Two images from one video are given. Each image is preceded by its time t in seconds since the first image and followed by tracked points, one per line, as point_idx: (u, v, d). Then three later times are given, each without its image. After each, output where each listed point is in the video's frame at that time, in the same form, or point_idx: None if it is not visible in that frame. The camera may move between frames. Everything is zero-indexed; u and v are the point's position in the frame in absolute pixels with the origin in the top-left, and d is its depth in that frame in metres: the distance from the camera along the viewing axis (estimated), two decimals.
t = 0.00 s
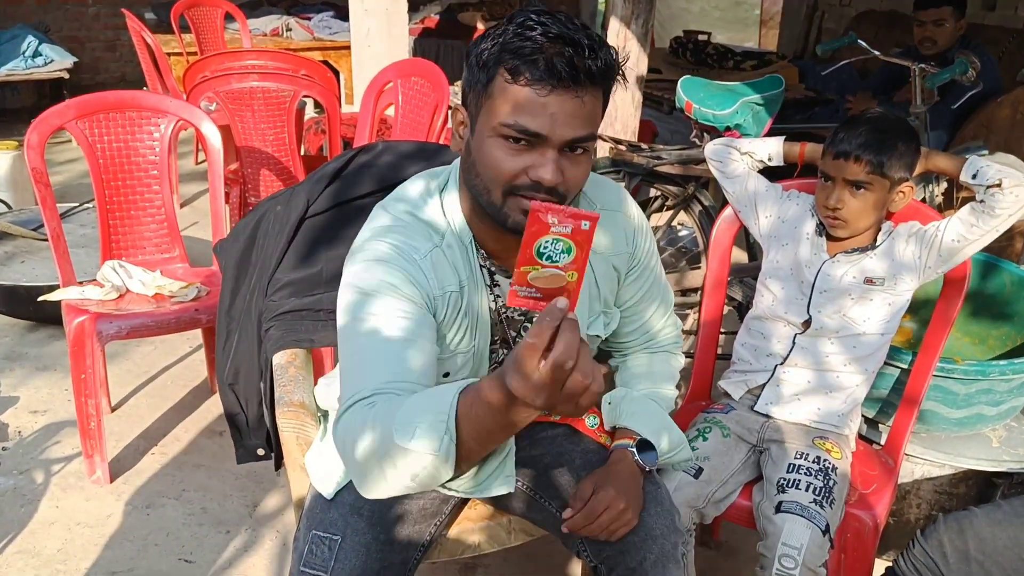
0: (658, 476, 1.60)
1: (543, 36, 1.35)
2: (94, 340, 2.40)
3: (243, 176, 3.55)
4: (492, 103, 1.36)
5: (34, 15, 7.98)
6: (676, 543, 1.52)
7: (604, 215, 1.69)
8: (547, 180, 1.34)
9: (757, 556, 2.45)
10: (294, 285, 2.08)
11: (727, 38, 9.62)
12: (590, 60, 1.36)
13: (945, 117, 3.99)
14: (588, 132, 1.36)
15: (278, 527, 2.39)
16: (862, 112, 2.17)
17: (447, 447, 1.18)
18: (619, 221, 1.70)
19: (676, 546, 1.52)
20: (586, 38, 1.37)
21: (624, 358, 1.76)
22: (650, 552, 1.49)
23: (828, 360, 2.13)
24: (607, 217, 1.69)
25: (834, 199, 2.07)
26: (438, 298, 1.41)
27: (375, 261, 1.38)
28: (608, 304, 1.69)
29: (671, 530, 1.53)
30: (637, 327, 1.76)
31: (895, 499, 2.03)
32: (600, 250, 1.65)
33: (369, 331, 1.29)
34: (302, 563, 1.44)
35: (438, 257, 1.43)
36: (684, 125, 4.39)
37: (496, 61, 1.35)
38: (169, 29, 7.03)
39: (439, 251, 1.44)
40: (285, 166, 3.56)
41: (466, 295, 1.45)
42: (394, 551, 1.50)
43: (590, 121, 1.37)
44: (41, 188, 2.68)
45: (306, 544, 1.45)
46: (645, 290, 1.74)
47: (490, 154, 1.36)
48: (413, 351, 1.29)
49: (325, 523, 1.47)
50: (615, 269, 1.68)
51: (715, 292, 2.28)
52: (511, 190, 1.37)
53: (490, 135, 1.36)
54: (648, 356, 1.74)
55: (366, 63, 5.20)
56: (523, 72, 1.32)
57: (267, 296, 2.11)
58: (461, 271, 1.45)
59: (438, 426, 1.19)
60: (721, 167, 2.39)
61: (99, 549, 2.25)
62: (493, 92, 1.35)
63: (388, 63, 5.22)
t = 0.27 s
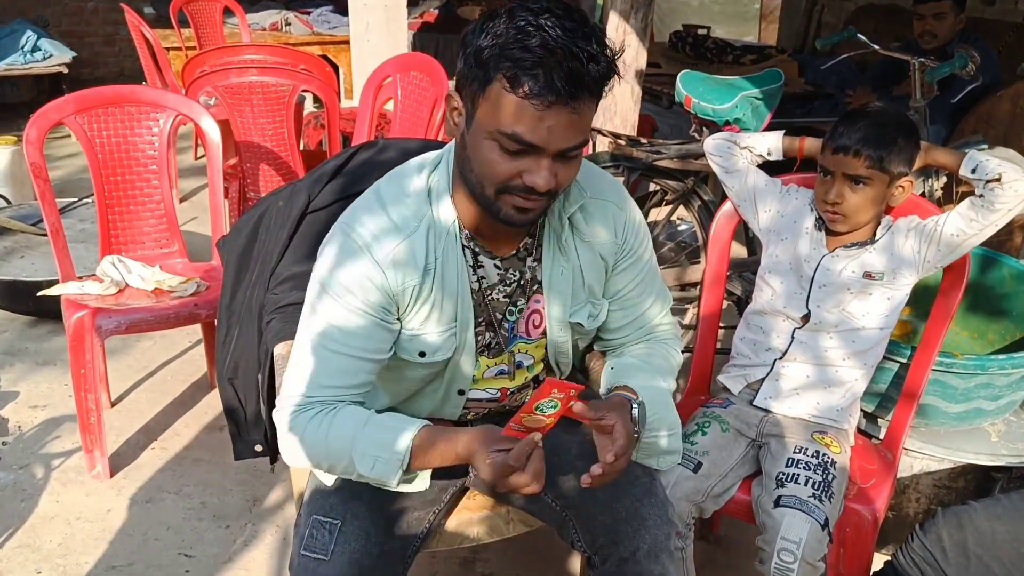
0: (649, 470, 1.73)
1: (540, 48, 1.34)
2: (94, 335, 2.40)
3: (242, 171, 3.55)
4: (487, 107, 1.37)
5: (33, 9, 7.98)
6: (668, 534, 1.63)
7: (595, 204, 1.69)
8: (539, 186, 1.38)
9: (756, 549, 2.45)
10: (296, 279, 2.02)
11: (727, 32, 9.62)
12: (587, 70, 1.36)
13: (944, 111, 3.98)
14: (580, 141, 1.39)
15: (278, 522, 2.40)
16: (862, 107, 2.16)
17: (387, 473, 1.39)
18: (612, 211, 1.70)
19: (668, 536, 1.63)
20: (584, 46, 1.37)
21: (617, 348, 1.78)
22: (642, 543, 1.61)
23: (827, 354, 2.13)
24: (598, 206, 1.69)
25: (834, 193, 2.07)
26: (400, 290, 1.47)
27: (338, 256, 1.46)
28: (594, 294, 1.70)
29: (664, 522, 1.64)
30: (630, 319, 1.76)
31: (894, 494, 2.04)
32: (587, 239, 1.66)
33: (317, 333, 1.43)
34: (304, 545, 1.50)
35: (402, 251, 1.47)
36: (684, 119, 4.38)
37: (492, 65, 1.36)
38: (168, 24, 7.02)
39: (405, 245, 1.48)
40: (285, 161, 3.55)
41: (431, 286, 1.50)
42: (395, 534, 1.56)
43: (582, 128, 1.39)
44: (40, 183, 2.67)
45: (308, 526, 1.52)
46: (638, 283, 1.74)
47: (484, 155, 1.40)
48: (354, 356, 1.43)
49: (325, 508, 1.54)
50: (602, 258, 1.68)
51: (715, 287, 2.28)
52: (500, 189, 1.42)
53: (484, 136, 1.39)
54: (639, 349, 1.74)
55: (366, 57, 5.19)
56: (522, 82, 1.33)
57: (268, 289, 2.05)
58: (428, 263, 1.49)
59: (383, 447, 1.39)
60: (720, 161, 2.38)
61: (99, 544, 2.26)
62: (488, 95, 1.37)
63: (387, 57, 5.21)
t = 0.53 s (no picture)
0: (637, 462, 1.76)
1: (555, 60, 1.35)
2: (94, 331, 2.40)
3: (243, 167, 3.55)
4: (498, 114, 1.39)
5: (32, 5, 7.96)
6: (654, 524, 1.65)
7: (584, 187, 1.74)
8: (542, 184, 1.42)
9: (757, 545, 2.46)
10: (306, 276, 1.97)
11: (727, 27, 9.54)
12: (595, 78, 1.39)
13: (945, 107, 3.98)
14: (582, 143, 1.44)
15: (279, 517, 2.40)
16: (863, 103, 2.16)
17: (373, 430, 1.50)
18: (599, 194, 1.75)
19: (653, 526, 1.65)
20: (589, 52, 1.39)
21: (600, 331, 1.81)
22: (628, 533, 1.63)
23: (827, 350, 2.14)
24: (587, 189, 1.74)
25: (834, 189, 2.07)
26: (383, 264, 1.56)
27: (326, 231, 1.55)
28: (578, 275, 1.74)
29: (650, 511, 1.66)
30: (613, 305, 1.80)
31: (894, 489, 2.04)
32: (572, 220, 1.71)
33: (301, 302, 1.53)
34: (300, 515, 1.61)
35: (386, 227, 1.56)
36: (685, 114, 4.38)
37: (503, 73, 1.37)
38: (168, 20, 7.01)
39: (390, 222, 1.56)
40: (285, 157, 3.55)
41: (413, 262, 1.59)
42: (389, 510, 1.65)
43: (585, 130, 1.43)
44: (40, 179, 2.67)
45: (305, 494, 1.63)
46: (623, 268, 1.78)
47: (491, 155, 1.43)
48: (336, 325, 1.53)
49: (322, 478, 1.65)
50: (587, 239, 1.73)
51: (714, 283, 2.28)
52: (503, 185, 1.46)
53: (491, 138, 1.41)
54: (620, 332, 1.77)
55: (366, 53, 5.19)
56: (536, 92, 1.35)
57: (278, 285, 2.00)
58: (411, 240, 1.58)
59: (365, 408, 1.49)
60: (721, 157, 2.37)
61: (100, 539, 2.26)
62: (498, 100, 1.38)
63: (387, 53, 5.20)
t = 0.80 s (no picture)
0: (619, 454, 1.78)
1: (611, 94, 1.46)
2: (94, 329, 2.40)
3: (243, 164, 3.55)
4: (554, 139, 1.50)
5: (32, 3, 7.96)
6: (635, 515, 1.66)
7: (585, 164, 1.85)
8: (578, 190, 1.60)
9: (756, 543, 2.46)
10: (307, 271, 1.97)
11: (727, 24, 9.37)
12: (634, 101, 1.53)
13: (945, 104, 3.97)
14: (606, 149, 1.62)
15: (279, 515, 2.40)
16: (863, 100, 2.16)
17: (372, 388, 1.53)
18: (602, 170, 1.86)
19: (634, 517, 1.65)
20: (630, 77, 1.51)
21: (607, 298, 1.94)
22: (609, 523, 1.63)
23: (827, 347, 2.14)
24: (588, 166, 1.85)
25: (834, 186, 2.07)
26: (396, 234, 1.62)
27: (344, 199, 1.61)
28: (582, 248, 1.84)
29: (630, 502, 1.67)
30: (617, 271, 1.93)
31: (894, 486, 2.05)
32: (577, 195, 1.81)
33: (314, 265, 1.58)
34: (302, 494, 1.64)
35: (402, 199, 1.62)
36: (685, 111, 4.37)
37: (566, 106, 1.46)
38: (168, 17, 7.01)
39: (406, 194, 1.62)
40: (285, 154, 3.55)
41: (424, 235, 1.65)
42: (389, 491, 1.67)
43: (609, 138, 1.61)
44: (40, 177, 2.67)
45: (306, 478, 1.66)
46: (624, 236, 1.91)
47: (543, 170, 1.55)
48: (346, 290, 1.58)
49: (321, 460, 1.69)
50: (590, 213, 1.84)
51: (715, 280, 2.28)
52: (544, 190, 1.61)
53: (542, 156, 1.53)
54: (627, 296, 1.89)
55: (366, 50, 5.18)
56: (597, 123, 1.47)
57: (279, 281, 2.00)
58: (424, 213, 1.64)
59: (369, 367, 1.53)
60: (721, 154, 2.37)
61: (101, 537, 2.26)
62: (557, 129, 1.48)
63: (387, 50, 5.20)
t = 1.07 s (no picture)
0: (622, 451, 1.78)
1: (653, 101, 1.51)
2: (95, 327, 2.40)
3: (243, 162, 3.55)
4: (596, 139, 1.54)
5: (32, 1, 7.95)
6: (639, 512, 1.66)
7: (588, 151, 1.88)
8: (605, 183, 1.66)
9: (755, 541, 2.46)
10: (307, 268, 2.00)
11: (727, 22, 9.39)
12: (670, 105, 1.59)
13: (946, 102, 3.97)
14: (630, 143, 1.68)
15: (280, 513, 2.40)
16: (863, 98, 2.15)
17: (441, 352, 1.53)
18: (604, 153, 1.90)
19: (638, 514, 1.66)
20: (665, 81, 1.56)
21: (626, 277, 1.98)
22: (614, 521, 1.63)
23: (827, 346, 2.14)
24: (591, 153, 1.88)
25: (834, 184, 2.06)
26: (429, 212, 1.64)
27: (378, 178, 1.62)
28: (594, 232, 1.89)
29: (634, 499, 1.67)
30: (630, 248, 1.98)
31: (894, 485, 2.05)
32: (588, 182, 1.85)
33: (356, 240, 1.57)
34: (304, 492, 1.64)
35: (434, 177, 1.65)
36: (685, 109, 4.37)
37: (608, 109, 1.50)
38: (168, 15, 7.00)
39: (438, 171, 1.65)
40: (286, 153, 3.55)
41: (456, 214, 1.68)
42: (393, 488, 1.68)
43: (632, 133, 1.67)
44: (41, 175, 2.67)
45: (309, 476, 1.65)
46: (633, 212, 1.96)
47: (574, 165, 1.60)
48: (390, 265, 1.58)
49: (324, 458, 1.68)
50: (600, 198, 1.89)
51: (715, 278, 2.28)
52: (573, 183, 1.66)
53: (578, 154, 1.57)
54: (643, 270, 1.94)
55: (366, 49, 5.18)
56: (636, 127, 1.52)
57: (279, 277, 2.03)
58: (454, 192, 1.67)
59: (429, 333, 1.54)
60: (721, 153, 2.37)
61: (102, 535, 2.27)
62: (598, 129, 1.53)
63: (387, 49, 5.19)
